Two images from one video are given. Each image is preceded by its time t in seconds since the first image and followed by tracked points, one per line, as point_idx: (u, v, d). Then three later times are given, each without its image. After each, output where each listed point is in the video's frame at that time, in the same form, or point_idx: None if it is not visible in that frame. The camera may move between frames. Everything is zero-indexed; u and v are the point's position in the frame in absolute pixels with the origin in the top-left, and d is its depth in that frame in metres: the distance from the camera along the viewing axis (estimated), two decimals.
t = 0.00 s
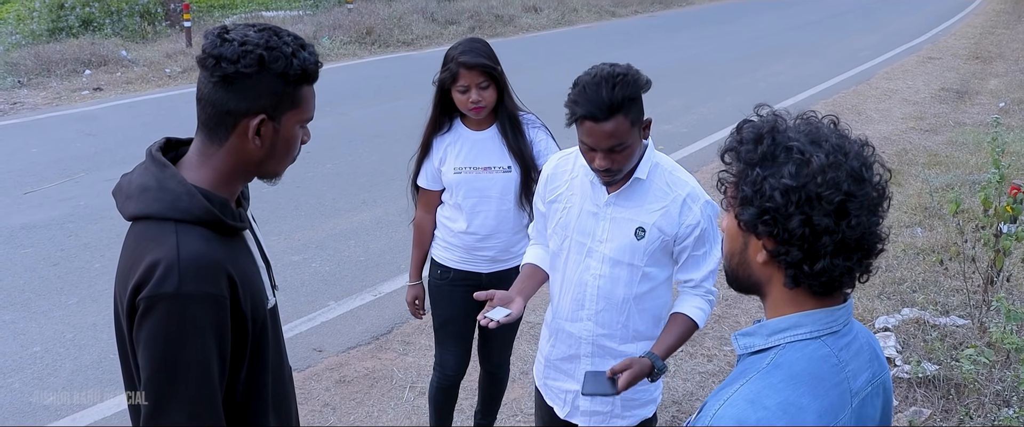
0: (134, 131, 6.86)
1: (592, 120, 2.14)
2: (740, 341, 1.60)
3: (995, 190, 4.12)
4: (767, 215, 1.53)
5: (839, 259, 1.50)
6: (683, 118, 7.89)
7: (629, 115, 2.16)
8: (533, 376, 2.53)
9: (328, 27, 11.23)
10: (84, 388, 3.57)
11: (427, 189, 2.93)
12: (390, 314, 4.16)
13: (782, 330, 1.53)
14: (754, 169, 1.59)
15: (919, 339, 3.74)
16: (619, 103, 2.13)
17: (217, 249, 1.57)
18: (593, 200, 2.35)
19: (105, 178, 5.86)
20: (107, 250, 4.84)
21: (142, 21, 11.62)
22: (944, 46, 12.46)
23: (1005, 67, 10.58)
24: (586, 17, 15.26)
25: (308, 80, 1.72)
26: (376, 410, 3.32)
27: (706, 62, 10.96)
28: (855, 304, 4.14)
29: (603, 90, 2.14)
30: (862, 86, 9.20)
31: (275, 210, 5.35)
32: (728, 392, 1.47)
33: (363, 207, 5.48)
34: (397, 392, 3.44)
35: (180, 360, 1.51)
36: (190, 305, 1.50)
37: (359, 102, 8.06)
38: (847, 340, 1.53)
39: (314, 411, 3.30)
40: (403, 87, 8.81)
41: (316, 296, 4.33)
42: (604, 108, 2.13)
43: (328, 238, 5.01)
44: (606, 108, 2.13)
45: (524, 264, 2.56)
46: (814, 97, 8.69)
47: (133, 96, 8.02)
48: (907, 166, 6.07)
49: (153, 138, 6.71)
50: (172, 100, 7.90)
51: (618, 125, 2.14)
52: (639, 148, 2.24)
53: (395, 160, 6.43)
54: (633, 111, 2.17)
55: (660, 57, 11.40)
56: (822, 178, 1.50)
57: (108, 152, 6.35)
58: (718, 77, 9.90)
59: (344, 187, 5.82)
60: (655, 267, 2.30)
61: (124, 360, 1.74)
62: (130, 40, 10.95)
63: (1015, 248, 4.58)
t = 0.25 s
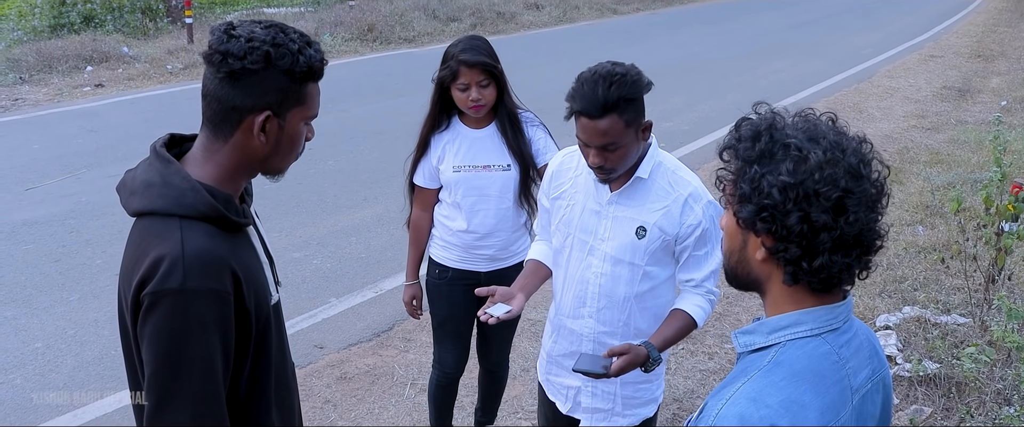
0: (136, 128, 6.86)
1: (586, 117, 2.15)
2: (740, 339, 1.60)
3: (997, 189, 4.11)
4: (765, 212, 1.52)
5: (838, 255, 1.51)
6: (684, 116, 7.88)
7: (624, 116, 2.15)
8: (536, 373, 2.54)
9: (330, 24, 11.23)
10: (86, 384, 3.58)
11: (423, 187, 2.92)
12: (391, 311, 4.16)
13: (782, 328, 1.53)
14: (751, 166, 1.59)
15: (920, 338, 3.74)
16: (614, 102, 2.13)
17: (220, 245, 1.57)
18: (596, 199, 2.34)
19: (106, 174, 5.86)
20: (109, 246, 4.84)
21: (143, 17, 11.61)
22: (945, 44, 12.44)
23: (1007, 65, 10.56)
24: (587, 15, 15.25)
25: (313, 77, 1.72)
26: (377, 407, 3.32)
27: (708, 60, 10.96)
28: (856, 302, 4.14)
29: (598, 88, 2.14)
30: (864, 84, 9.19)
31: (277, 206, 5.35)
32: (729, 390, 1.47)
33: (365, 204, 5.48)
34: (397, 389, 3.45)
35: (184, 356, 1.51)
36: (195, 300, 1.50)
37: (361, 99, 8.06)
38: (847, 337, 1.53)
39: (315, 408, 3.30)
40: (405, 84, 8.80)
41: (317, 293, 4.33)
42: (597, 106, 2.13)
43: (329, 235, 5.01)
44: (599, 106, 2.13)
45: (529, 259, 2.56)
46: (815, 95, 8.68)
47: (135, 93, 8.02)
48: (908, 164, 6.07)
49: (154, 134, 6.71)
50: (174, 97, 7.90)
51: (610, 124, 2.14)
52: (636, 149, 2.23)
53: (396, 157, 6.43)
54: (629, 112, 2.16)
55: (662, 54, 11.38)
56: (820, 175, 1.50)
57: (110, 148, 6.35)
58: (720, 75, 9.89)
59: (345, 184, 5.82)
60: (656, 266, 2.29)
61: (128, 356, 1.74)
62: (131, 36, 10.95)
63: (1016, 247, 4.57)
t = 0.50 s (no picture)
0: (137, 126, 6.86)
1: (580, 96, 2.23)
2: (741, 338, 1.60)
3: (998, 186, 4.11)
4: (765, 212, 1.52)
5: (840, 252, 1.50)
6: (686, 113, 7.88)
7: (609, 108, 2.17)
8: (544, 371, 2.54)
9: (331, 22, 11.24)
10: (88, 382, 3.58)
11: (420, 185, 2.91)
12: (393, 309, 4.16)
13: (784, 326, 1.53)
14: (750, 166, 1.59)
15: (922, 335, 3.73)
16: (602, 90, 2.17)
17: (224, 241, 1.58)
18: (605, 201, 2.34)
19: (108, 172, 5.86)
20: (110, 244, 4.85)
21: (145, 15, 11.61)
22: (947, 41, 12.43)
23: (1008, 62, 10.55)
24: (589, 12, 15.23)
25: (318, 75, 1.72)
26: (379, 405, 3.32)
27: (709, 57, 10.95)
28: (857, 300, 4.14)
29: (595, 73, 2.20)
30: (865, 82, 9.19)
31: (278, 204, 5.35)
32: (733, 389, 1.47)
33: (366, 202, 5.49)
34: (399, 387, 3.45)
35: (188, 351, 1.51)
36: (199, 296, 1.50)
37: (361, 96, 8.06)
38: (849, 335, 1.53)
39: (317, 406, 3.30)
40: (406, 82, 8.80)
41: (318, 291, 4.33)
42: (589, 87, 2.20)
43: (330, 233, 5.01)
44: (590, 88, 2.19)
45: (541, 257, 2.57)
46: (816, 92, 8.68)
47: (136, 91, 8.02)
48: (910, 162, 6.06)
49: (155, 133, 6.72)
50: (175, 95, 7.91)
51: (592, 110, 2.18)
52: (619, 149, 2.21)
53: (397, 155, 6.43)
54: (617, 107, 2.17)
55: (663, 52, 11.37)
56: (819, 173, 1.50)
57: (111, 147, 6.36)
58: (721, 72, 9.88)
59: (346, 182, 5.82)
60: (662, 271, 2.28)
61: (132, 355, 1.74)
62: (132, 34, 10.95)
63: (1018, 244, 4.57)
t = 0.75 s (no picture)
0: (136, 126, 6.86)
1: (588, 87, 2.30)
2: (743, 337, 1.60)
3: (998, 183, 4.11)
4: (767, 214, 1.52)
5: (844, 249, 1.51)
6: (685, 112, 7.88)
7: (603, 102, 2.21)
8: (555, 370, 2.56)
9: (331, 22, 11.24)
10: (89, 382, 3.58)
11: (416, 185, 2.91)
12: (393, 309, 4.17)
13: (785, 324, 1.53)
14: (749, 169, 1.58)
15: (921, 333, 3.74)
16: (602, 83, 2.23)
17: (226, 238, 1.58)
18: (615, 202, 2.35)
19: (108, 172, 5.86)
20: (110, 245, 4.85)
21: (144, 15, 11.61)
22: (946, 39, 12.43)
23: (1008, 60, 10.55)
24: (588, 11, 15.23)
25: (319, 72, 1.72)
26: (379, 404, 3.33)
27: (708, 56, 10.95)
28: (857, 298, 4.14)
29: (602, 67, 2.27)
30: (865, 80, 9.18)
31: (278, 204, 5.35)
32: (736, 389, 1.47)
33: (366, 202, 5.49)
34: (399, 386, 3.45)
35: (190, 349, 1.51)
36: (200, 292, 1.50)
37: (361, 96, 8.06)
38: (849, 332, 1.54)
39: (317, 406, 3.30)
40: (405, 81, 8.80)
41: (319, 291, 4.33)
42: (593, 78, 2.27)
43: (330, 233, 5.01)
44: (594, 79, 2.26)
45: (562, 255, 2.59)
46: (816, 91, 8.68)
47: (136, 91, 8.02)
48: (909, 160, 6.07)
49: (155, 132, 6.72)
50: (174, 95, 7.90)
51: (590, 100, 2.25)
52: (608, 145, 2.24)
53: (397, 154, 6.43)
54: (611, 103, 2.20)
55: (662, 51, 11.37)
56: (820, 172, 1.50)
57: (111, 147, 6.36)
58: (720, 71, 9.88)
59: (346, 181, 5.83)
60: (665, 278, 2.27)
61: (133, 354, 1.74)
62: (132, 34, 10.95)
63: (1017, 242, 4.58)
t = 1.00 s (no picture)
0: (133, 126, 6.86)
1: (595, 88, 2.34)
2: (740, 337, 1.60)
3: (994, 181, 4.11)
4: (768, 214, 1.52)
5: (845, 248, 1.51)
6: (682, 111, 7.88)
7: (601, 104, 2.24)
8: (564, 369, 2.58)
9: (328, 21, 11.23)
10: (86, 383, 3.58)
11: (410, 184, 2.90)
12: (390, 308, 4.16)
13: (783, 323, 1.53)
14: (747, 170, 1.58)
15: (919, 331, 3.74)
16: (602, 85, 2.26)
17: (223, 237, 1.58)
18: (620, 204, 2.36)
19: (105, 172, 5.86)
20: (107, 245, 4.84)
21: (141, 15, 11.60)
22: (943, 37, 12.44)
23: (1004, 58, 10.57)
24: (585, 10, 15.23)
25: (316, 71, 1.72)
26: (377, 404, 3.33)
27: (705, 54, 10.96)
28: (855, 296, 4.14)
29: (606, 70, 2.29)
30: (862, 78, 9.19)
31: (275, 204, 5.34)
32: (734, 388, 1.47)
33: (363, 201, 5.49)
34: (397, 386, 3.45)
35: (188, 347, 1.51)
36: (198, 291, 1.50)
37: (358, 95, 8.05)
38: (847, 330, 1.54)
39: (315, 405, 3.30)
40: (402, 81, 8.79)
41: (316, 290, 4.33)
42: (597, 80, 2.30)
43: (328, 232, 5.01)
44: (598, 81, 2.29)
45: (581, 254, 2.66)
46: (813, 89, 8.68)
47: (132, 91, 8.01)
48: (906, 158, 6.07)
49: (152, 132, 6.71)
50: (171, 95, 7.90)
51: (592, 101, 2.29)
52: (606, 147, 2.27)
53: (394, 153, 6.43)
54: (609, 105, 2.23)
55: (659, 50, 11.37)
56: (820, 171, 1.50)
57: (108, 147, 6.35)
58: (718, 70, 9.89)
59: (344, 181, 5.82)
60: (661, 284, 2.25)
61: (132, 354, 1.74)
62: (128, 34, 10.94)
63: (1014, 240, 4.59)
